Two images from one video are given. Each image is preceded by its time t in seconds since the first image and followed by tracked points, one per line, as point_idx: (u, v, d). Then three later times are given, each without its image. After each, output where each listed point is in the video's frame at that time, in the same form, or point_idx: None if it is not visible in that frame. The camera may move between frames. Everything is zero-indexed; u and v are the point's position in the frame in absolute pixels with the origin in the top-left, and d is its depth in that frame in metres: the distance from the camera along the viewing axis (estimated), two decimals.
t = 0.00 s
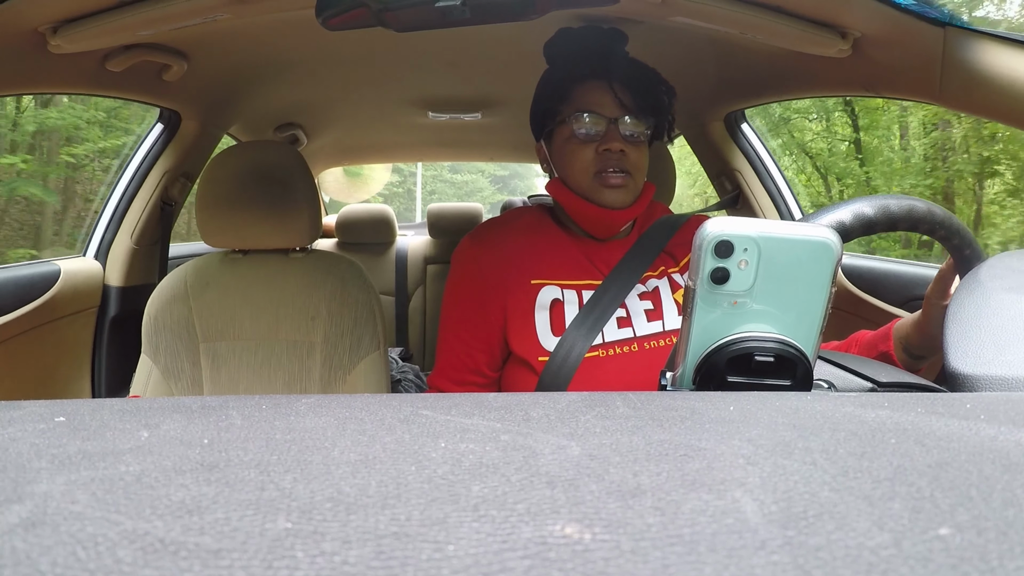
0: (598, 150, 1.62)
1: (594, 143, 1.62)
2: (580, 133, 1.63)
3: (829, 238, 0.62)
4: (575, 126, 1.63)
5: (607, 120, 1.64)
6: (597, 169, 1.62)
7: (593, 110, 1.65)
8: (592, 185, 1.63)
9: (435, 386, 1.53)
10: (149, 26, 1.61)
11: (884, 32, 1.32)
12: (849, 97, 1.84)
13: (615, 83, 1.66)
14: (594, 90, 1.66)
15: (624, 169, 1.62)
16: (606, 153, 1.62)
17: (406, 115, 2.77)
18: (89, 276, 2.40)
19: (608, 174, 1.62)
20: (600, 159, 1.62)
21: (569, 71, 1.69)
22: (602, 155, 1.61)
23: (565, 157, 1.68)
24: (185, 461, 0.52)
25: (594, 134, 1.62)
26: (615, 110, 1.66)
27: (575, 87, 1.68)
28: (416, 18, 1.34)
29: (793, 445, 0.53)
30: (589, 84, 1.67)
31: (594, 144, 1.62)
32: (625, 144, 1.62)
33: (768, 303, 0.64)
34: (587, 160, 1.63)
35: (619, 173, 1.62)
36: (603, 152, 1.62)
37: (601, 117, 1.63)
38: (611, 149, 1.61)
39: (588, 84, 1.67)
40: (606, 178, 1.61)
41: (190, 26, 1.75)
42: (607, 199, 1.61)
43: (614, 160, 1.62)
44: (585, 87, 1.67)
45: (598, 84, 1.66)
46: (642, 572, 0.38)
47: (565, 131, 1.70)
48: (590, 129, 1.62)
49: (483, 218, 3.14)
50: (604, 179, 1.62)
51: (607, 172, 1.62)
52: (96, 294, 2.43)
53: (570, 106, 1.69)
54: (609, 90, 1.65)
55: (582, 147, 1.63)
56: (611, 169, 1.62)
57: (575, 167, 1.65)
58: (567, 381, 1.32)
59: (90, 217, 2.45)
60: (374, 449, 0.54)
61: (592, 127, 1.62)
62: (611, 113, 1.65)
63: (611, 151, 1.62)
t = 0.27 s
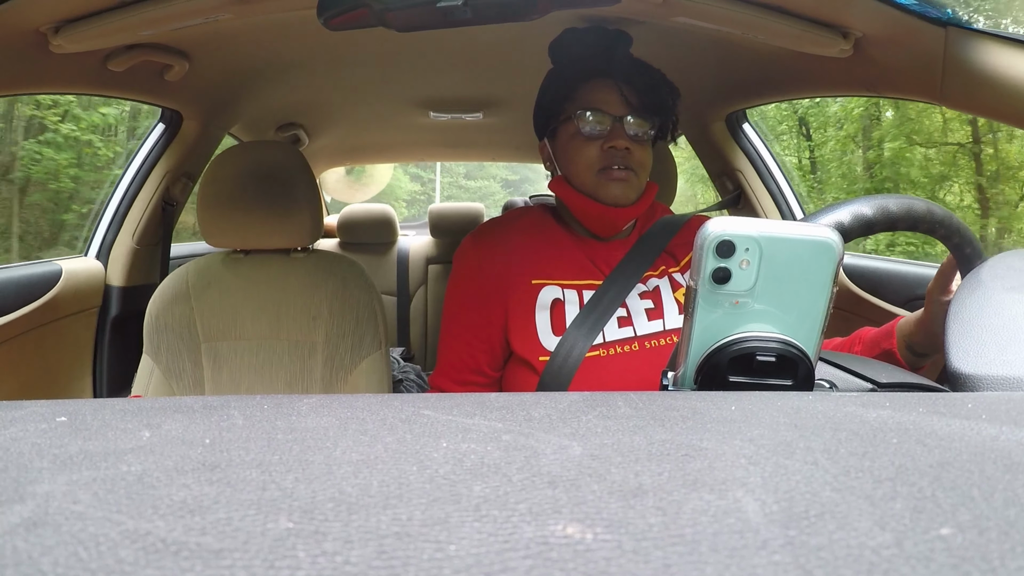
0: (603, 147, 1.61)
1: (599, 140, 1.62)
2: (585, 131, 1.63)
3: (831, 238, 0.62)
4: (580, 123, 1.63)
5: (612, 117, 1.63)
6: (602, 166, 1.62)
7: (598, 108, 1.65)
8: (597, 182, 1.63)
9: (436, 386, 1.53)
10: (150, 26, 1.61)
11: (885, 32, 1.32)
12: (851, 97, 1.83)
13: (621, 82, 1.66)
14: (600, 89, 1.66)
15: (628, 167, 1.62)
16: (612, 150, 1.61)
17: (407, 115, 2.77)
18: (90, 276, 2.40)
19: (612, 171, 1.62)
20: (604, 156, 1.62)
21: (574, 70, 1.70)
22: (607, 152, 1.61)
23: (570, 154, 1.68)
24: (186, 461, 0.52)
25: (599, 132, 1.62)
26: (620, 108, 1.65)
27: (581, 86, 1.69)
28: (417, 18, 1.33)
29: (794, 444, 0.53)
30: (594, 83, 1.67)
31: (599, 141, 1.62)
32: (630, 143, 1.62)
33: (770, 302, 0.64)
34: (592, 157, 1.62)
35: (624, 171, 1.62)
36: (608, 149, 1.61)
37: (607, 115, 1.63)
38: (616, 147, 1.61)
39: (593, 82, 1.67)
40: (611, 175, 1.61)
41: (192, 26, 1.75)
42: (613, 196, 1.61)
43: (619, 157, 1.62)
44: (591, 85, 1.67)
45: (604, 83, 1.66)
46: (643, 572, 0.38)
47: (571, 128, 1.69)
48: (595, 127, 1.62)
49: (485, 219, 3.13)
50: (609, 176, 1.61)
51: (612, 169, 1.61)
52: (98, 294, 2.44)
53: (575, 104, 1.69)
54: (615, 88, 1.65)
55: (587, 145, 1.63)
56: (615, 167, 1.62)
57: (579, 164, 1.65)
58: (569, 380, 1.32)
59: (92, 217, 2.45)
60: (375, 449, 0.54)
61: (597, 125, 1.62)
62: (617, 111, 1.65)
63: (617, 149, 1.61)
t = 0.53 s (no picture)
0: (604, 147, 1.62)
1: (599, 140, 1.62)
2: (586, 131, 1.63)
3: (834, 237, 0.62)
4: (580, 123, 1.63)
5: (612, 116, 1.63)
6: (604, 166, 1.62)
7: (598, 107, 1.65)
8: (599, 181, 1.63)
9: (439, 385, 1.54)
10: (151, 25, 1.61)
11: (888, 31, 1.32)
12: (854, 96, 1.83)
13: (620, 81, 1.66)
14: (599, 88, 1.66)
15: (630, 165, 1.62)
16: (613, 149, 1.61)
17: (409, 114, 2.77)
18: (92, 275, 2.40)
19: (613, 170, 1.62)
20: (605, 156, 1.62)
21: (574, 69, 1.69)
22: (608, 152, 1.61)
23: (571, 154, 1.68)
24: (188, 460, 0.52)
25: (599, 131, 1.62)
26: (620, 107, 1.65)
27: (581, 85, 1.68)
28: (419, 16, 1.33)
29: (796, 444, 0.53)
30: (593, 83, 1.67)
31: (600, 141, 1.62)
32: (631, 141, 1.63)
33: (772, 301, 0.64)
34: (594, 157, 1.63)
35: (625, 170, 1.62)
36: (609, 148, 1.61)
37: (607, 114, 1.63)
38: (617, 146, 1.61)
39: (592, 81, 1.67)
40: (613, 175, 1.61)
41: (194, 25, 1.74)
42: (615, 196, 1.61)
43: (620, 156, 1.62)
44: (590, 84, 1.67)
45: (603, 82, 1.66)
46: (646, 570, 0.38)
47: (571, 128, 1.69)
48: (595, 126, 1.61)
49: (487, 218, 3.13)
50: (610, 176, 1.62)
51: (613, 168, 1.62)
52: (99, 293, 2.43)
53: (574, 103, 1.69)
54: (615, 88, 1.66)
55: (588, 145, 1.63)
56: (617, 166, 1.62)
57: (581, 164, 1.65)
58: (570, 379, 1.32)
59: (94, 216, 2.45)
60: (377, 447, 0.54)
61: (597, 124, 1.62)
62: (616, 110, 1.65)
63: (618, 148, 1.62)
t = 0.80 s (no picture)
0: (603, 147, 1.61)
1: (598, 140, 1.62)
2: (586, 130, 1.62)
3: (835, 238, 0.62)
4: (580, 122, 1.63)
5: (613, 117, 1.63)
6: (601, 166, 1.62)
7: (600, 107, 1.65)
8: (595, 183, 1.63)
9: (441, 385, 1.53)
10: (154, 26, 1.61)
11: (891, 32, 1.32)
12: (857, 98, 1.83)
13: (622, 81, 1.66)
14: (601, 87, 1.66)
15: (627, 168, 1.62)
16: (611, 150, 1.61)
17: (412, 114, 2.77)
18: (95, 275, 2.40)
19: (611, 172, 1.62)
20: (603, 156, 1.62)
21: (576, 70, 1.70)
22: (606, 152, 1.60)
23: (570, 153, 1.68)
24: (192, 461, 0.52)
25: (599, 131, 1.62)
26: (621, 108, 1.65)
27: (583, 85, 1.69)
28: (423, 17, 1.33)
29: (799, 444, 0.53)
30: (596, 82, 1.67)
31: (599, 140, 1.62)
32: (630, 142, 1.62)
33: (775, 303, 0.64)
34: (591, 157, 1.62)
35: (622, 172, 1.62)
36: (607, 148, 1.61)
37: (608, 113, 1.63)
38: (616, 146, 1.61)
39: (596, 82, 1.67)
40: (609, 176, 1.61)
41: (197, 26, 1.75)
42: (609, 199, 1.61)
43: (618, 157, 1.62)
44: (592, 84, 1.67)
45: (605, 82, 1.66)
46: (649, 571, 0.38)
47: (573, 127, 1.69)
48: (595, 126, 1.61)
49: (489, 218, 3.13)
50: (607, 177, 1.61)
51: (609, 169, 1.61)
52: (102, 293, 2.43)
53: (577, 103, 1.69)
54: (616, 88, 1.66)
55: (587, 144, 1.63)
56: (614, 167, 1.62)
57: (579, 164, 1.65)
58: (572, 380, 1.31)
59: (97, 216, 2.45)
60: (380, 448, 0.54)
61: (597, 124, 1.61)
62: (618, 110, 1.65)
63: (616, 149, 1.61)
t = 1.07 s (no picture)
0: (599, 144, 1.61)
1: (594, 137, 1.62)
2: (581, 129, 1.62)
3: (838, 237, 0.62)
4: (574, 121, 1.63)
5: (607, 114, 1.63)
6: (599, 163, 1.61)
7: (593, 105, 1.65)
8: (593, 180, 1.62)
9: (442, 382, 1.53)
10: (156, 25, 1.61)
11: (894, 30, 1.32)
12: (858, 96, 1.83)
13: (614, 78, 1.66)
14: (594, 86, 1.66)
15: (625, 163, 1.62)
16: (608, 146, 1.61)
17: (413, 113, 2.77)
18: (97, 275, 2.40)
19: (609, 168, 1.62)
20: (601, 153, 1.61)
21: (569, 68, 1.70)
22: (604, 148, 1.60)
23: (567, 153, 1.67)
24: (193, 459, 0.52)
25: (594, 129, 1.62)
26: (615, 105, 1.66)
27: (575, 85, 1.69)
28: (425, 15, 1.33)
29: (801, 443, 0.53)
30: (588, 81, 1.67)
31: (595, 138, 1.62)
32: (626, 138, 1.62)
33: (777, 301, 0.64)
34: (589, 154, 1.62)
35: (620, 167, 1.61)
36: (604, 145, 1.61)
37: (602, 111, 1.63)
38: (612, 142, 1.61)
39: (587, 81, 1.68)
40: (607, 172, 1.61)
41: (199, 24, 1.75)
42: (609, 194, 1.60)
43: (615, 153, 1.62)
44: (585, 83, 1.67)
45: (598, 80, 1.67)
46: (651, 570, 0.38)
47: (568, 127, 1.69)
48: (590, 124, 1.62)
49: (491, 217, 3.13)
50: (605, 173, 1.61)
51: (607, 165, 1.61)
52: (104, 292, 2.44)
53: (570, 102, 1.69)
54: (609, 85, 1.66)
55: (583, 142, 1.63)
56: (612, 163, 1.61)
57: (576, 162, 1.65)
58: (570, 377, 1.34)
59: (99, 214, 2.45)
60: (382, 447, 0.54)
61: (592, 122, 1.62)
62: (611, 107, 1.65)
63: (613, 144, 1.61)
